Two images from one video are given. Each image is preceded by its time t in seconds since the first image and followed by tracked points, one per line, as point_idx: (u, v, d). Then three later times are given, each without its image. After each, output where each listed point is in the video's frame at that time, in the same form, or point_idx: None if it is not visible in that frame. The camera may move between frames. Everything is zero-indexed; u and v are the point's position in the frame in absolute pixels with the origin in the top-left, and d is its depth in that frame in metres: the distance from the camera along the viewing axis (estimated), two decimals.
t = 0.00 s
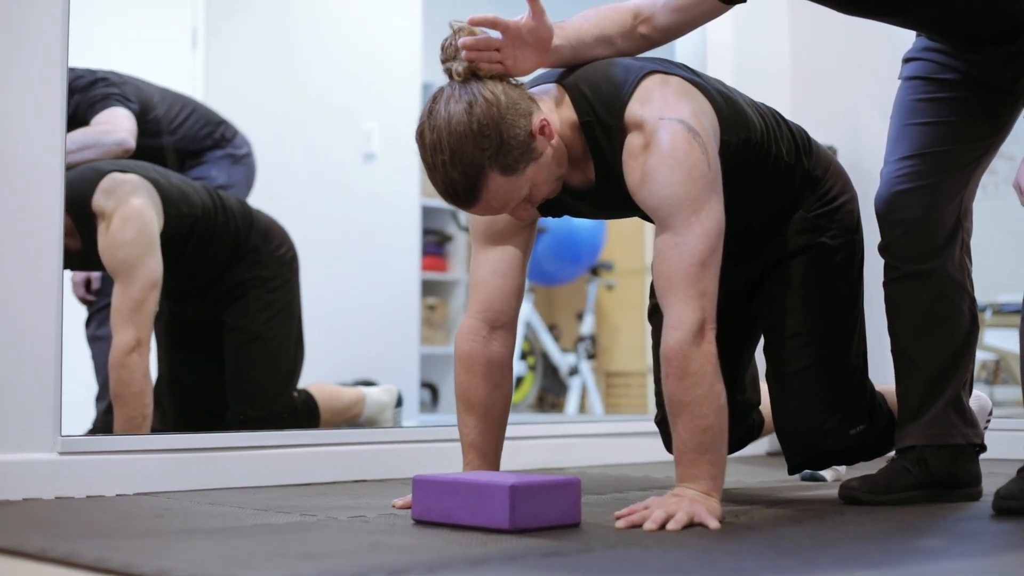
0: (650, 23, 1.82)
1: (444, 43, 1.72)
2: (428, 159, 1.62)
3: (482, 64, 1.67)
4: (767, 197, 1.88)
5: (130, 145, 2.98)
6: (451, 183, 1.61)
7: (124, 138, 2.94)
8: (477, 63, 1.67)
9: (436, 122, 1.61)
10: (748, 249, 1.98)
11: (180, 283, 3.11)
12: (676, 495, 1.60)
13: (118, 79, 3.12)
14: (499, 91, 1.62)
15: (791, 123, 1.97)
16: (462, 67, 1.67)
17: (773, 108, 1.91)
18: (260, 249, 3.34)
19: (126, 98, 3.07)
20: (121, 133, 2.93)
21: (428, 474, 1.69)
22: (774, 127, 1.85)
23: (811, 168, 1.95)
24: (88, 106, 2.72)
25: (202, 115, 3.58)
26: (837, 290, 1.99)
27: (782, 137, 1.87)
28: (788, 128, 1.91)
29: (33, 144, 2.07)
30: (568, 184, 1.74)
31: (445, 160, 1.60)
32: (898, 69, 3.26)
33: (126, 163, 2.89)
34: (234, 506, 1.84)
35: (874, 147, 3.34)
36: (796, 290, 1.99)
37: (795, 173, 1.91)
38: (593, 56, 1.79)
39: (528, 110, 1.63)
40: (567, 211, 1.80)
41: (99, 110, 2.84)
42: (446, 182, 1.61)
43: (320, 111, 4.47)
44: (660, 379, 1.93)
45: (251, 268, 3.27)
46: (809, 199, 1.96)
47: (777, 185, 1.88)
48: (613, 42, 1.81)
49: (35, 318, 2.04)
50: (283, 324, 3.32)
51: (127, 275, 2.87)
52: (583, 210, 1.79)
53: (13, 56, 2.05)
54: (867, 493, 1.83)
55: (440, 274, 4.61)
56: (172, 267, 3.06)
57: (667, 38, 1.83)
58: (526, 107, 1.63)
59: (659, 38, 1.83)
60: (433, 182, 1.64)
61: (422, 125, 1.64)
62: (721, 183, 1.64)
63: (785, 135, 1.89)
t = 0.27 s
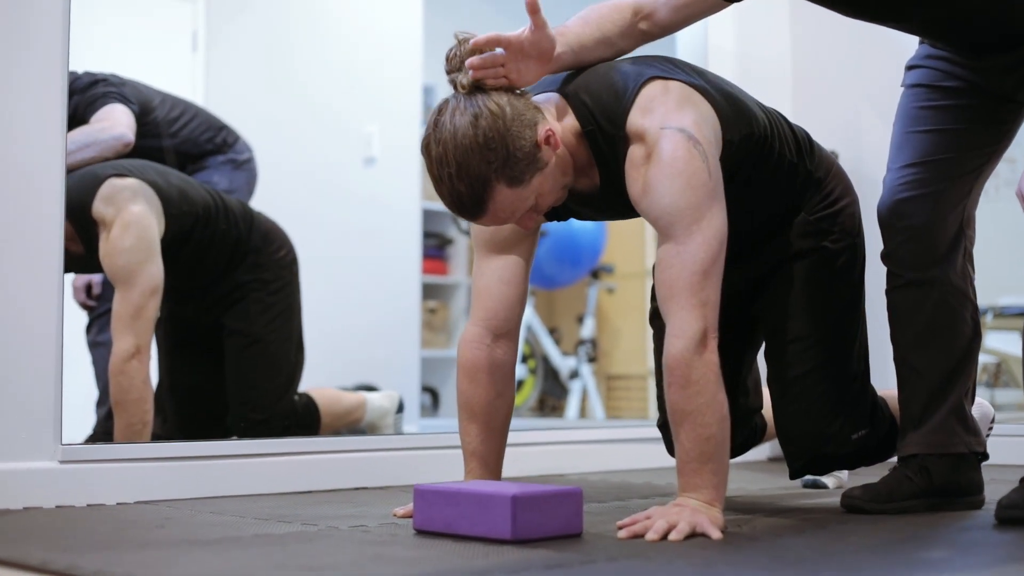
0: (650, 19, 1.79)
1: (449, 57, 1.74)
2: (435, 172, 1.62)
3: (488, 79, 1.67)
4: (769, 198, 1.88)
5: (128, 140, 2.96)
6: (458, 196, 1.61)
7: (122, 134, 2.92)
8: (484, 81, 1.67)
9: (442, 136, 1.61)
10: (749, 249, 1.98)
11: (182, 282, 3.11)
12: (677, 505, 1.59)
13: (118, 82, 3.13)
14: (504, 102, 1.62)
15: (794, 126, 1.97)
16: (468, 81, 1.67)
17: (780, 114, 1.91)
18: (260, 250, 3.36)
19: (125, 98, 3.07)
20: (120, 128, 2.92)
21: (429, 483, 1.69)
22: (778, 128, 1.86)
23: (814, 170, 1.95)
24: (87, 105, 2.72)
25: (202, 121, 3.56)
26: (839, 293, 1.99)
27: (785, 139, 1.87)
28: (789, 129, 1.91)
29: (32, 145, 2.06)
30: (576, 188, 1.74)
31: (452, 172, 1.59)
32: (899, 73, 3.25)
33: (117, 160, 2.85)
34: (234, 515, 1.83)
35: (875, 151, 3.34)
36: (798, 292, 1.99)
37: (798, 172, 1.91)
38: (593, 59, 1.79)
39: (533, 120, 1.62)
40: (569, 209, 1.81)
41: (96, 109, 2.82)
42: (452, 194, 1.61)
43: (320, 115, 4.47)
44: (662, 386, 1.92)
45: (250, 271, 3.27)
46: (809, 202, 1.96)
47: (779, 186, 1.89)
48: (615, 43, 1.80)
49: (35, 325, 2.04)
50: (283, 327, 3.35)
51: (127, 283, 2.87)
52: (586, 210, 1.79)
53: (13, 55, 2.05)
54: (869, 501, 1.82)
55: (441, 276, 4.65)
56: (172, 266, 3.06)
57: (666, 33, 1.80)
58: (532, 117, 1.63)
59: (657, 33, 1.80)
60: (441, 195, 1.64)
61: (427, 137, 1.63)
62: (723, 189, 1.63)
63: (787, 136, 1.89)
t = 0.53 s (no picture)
0: (650, 23, 1.79)
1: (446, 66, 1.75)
2: (434, 187, 1.62)
3: (485, 85, 1.69)
4: (767, 203, 1.88)
5: (128, 143, 2.96)
6: (459, 211, 1.61)
7: (121, 137, 2.91)
8: (479, 86, 1.69)
9: (441, 151, 1.61)
10: (746, 251, 1.96)
11: (183, 286, 3.10)
12: (678, 515, 1.58)
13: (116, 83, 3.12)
14: (502, 115, 1.62)
15: (793, 129, 1.95)
16: (466, 92, 1.67)
17: (779, 118, 1.90)
18: (258, 253, 3.31)
19: (123, 101, 3.06)
20: (119, 131, 2.92)
21: (430, 493, 1.69)
22: (777, 132, 1.84)
23: (812, 174, 1.95)
24: (84, 108, 2.72)
25: (202, 125, 3.54)
26: (839, 300, 1.99)
27: (784, 144, 1.86)
28: (788, 132, 1.90)
29: (31, 147, 2.06)
30: (578, 196, 1.74)
31: (452, 187, 1.60)
32: (900, 77, 3.24)
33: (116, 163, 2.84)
34: (234, 524, 1.83)
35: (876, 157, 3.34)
36: (797, 298, 1.99)
37: (796, 174, 1.90)
38: (592, 63, 1.78)
39: (532, 133, 1.62)
40: (568, 216, 1.80)
41: (95, 112, 2.82)
42: (453, 208, 1.61)
43: (320, 118, 4.47)
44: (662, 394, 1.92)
45: (250, 274, 3.24)
46: (808, 206, 1.96)
47: (779, 192, 1.88)
48: (614, 47, 1.79)
49: (35, 331, 2.04)
50: (282, 331, 3.31)
51: (126, 289, 2.86)
52: (586, 215, 1.79)
53: (12, 56, 2.04)
54: (870, 511, 1.82)
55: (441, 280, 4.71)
56: (172, 269, 3.05)
57: (665, 38, 1.80)
58: (530, 130, 1.63)
59: (656, 37, 1.79)
60: (442, 210, 1.64)
61: (426, 152, 1.63)
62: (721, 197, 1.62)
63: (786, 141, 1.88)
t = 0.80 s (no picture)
0: (650, 33, 1.80)
1: (439, 83, 1.75)
2: (432, 202, 1.62)
3: (482, 101, 1.68)
4: (766, 210, 1.87)
5: (126, 150, 2.97)
6: (457, 226, 1.61)
7: (119, 144, 2.91)
8: (477, 102, 1.68)
9: (437, 166, 1.61)
10: (744, 259, 1.97)
11: (181, 290, 3.10)
12: (677, 526, 1.57)
13: (115, 90, 3.12)
14: (498, 129, 1.61)
15: (792, 136, 1.95)
16: (462, 107, 1.67)
17: (776, 124, 1.90)
18: (257, 257, 3.32)
19: (121, 107, 3.06)
20: (117, 138, 2.92)
21: (429, 504, 1.68)
22: (775, 140, 1.84)
23: (810, 181, 1.94)
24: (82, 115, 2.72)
25: (202, 132, 3.54)
26: (837, 306, 1.98)
27: (783, 152, 1.85)
28: (786, 139, 1.89)
29: (31, 150, 2.06)
30: (576, 206, 1.74)
31: (449, 203, 1.60)
32: (900, 84, 3.24)
33: (113, 170, 2.83)
34: (233, 535, 1.83)
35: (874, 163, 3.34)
36: (796, 306, 1.99)
37: (794, 181, 1.89)
38: (591, 74, 1.78)
39: (529, 146, 1.62)
40: (566, 226, 1.80)
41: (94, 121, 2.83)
42: (451, 223, 1.62)
43: (320, 123, 4.47)
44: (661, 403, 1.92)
45: (249, 279, 3.25)
46: (807, 214, 1.95)
47: (777, 199, 1.88)
48: (613, 59, 1.79)
49: (35, 340, 2.03)
50: (282, 337, 3.31)
51: (125, 296, 2.83)
52: (584, 225, 1.79)
53: (11, 63, 2.04)
54: (869, 521, 1.81)
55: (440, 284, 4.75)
56: (172, 274, 3.06)
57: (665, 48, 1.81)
58: (527, 143, 1.63)
59: (655, 47, 1.81)
60: (440, 225, 1.64)
61: (423, 167, 1.63)
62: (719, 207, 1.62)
63: (784, 148, 1.87)
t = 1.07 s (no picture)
0: (651, 43, 1.79)
1: (444, 79, 1.75)
2: (428, 195, 1.61)
3: (480, 104, 1.66)
4: (770, 223, 1.87)
5: (124, 157, 2.95)
6: (451, 220, 1.60)
7: (117, 151, 2.90)
8: (476, 104, 1.66)
9: (436, 160, 1.60)
10: (747, 272, 1.96)
11: (183, 300, 3.10)
12: (679, 538, 1.55)
13: (116, 95, 3.12)
14: (500, 127, 1.61)
15: (796, 147, 1.96)
16: (461, 106, 1.66)
17: (778, 134, 1.90)
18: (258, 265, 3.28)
19: (122, 114, 3.06)
20: (116, 146, 2.92)
21: (430, 516, 1.68)
22: (778, 153, 1.83)
23: (814, 193, 1.94)
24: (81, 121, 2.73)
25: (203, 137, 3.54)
26: (841, 317, 1.98)
27: (785, 163, 1.85)
28: (790, 150, 1.89)
29: (30, 154, 2.06)
30: (577, 218, 1.74)
31: (445, 196, 1.59)
32: (902, 90, 3.23)
33: (115, 179, 2.83)
34: (235, 546, 1.83)
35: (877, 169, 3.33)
36: (799, 317, 1.98)
37: (798, 193, 1.89)
38: (589, 83, 1.79)
39: (529, 146, 1.62)
40: (568, 238, 1.80)
41: (93, 127, 2.84)
42: (446, 218, 1.60)
43: (321, 127, 4.46)
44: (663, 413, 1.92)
45: (251, 286, 3.24)
46: (809, 225, 1.95)
47: (781, 211, 1.87)
48: (614, 69, 1.80)
49: (35, 350, 2.03)
50: (283, 344, 3.29)
51: (126, 304, 2.81)
52: (589, 238, 1.78)
53: (11, 72, 2.04)
54: (870, 531, 1.81)
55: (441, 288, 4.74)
56: (172, 281, 3.04)
57: (667, 58, 1.81)
58: (528, 143, 1.62)
59: (657, 58, 1.80)
60: (435, 220, 1.63)
61: (422, 161, 1.63)
62: (722, 218, 1.61)
63: (787, 160, 1.87)
